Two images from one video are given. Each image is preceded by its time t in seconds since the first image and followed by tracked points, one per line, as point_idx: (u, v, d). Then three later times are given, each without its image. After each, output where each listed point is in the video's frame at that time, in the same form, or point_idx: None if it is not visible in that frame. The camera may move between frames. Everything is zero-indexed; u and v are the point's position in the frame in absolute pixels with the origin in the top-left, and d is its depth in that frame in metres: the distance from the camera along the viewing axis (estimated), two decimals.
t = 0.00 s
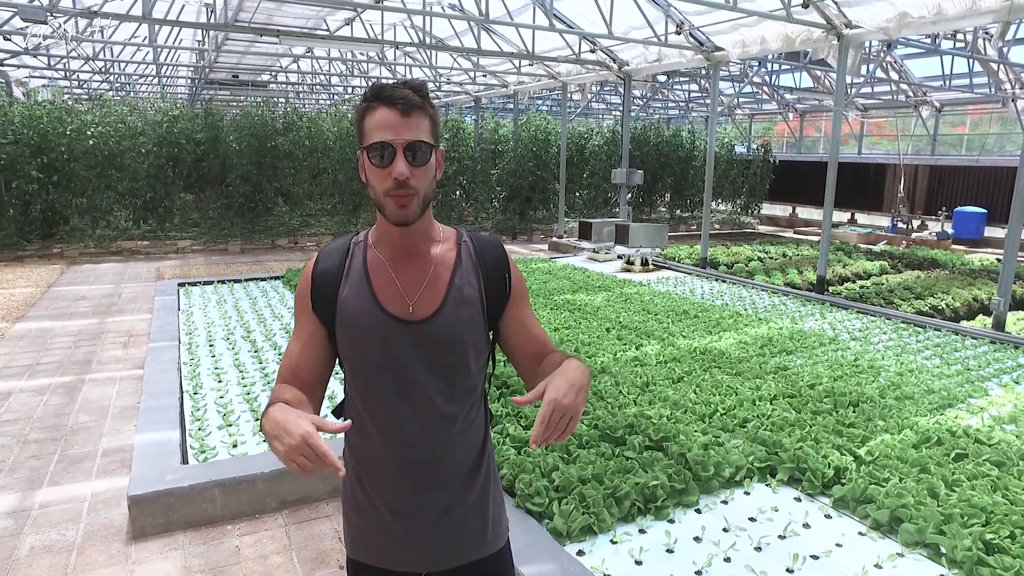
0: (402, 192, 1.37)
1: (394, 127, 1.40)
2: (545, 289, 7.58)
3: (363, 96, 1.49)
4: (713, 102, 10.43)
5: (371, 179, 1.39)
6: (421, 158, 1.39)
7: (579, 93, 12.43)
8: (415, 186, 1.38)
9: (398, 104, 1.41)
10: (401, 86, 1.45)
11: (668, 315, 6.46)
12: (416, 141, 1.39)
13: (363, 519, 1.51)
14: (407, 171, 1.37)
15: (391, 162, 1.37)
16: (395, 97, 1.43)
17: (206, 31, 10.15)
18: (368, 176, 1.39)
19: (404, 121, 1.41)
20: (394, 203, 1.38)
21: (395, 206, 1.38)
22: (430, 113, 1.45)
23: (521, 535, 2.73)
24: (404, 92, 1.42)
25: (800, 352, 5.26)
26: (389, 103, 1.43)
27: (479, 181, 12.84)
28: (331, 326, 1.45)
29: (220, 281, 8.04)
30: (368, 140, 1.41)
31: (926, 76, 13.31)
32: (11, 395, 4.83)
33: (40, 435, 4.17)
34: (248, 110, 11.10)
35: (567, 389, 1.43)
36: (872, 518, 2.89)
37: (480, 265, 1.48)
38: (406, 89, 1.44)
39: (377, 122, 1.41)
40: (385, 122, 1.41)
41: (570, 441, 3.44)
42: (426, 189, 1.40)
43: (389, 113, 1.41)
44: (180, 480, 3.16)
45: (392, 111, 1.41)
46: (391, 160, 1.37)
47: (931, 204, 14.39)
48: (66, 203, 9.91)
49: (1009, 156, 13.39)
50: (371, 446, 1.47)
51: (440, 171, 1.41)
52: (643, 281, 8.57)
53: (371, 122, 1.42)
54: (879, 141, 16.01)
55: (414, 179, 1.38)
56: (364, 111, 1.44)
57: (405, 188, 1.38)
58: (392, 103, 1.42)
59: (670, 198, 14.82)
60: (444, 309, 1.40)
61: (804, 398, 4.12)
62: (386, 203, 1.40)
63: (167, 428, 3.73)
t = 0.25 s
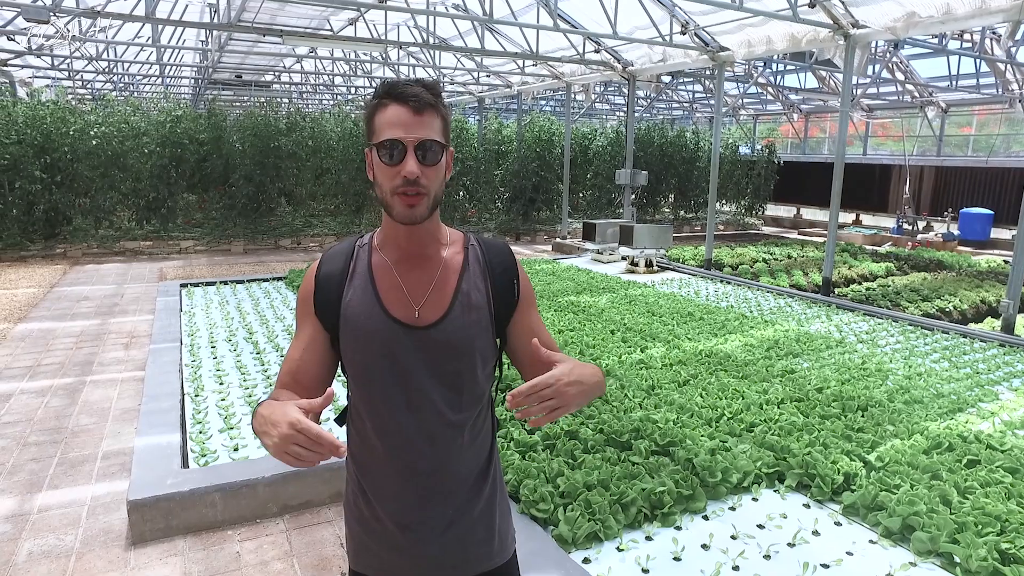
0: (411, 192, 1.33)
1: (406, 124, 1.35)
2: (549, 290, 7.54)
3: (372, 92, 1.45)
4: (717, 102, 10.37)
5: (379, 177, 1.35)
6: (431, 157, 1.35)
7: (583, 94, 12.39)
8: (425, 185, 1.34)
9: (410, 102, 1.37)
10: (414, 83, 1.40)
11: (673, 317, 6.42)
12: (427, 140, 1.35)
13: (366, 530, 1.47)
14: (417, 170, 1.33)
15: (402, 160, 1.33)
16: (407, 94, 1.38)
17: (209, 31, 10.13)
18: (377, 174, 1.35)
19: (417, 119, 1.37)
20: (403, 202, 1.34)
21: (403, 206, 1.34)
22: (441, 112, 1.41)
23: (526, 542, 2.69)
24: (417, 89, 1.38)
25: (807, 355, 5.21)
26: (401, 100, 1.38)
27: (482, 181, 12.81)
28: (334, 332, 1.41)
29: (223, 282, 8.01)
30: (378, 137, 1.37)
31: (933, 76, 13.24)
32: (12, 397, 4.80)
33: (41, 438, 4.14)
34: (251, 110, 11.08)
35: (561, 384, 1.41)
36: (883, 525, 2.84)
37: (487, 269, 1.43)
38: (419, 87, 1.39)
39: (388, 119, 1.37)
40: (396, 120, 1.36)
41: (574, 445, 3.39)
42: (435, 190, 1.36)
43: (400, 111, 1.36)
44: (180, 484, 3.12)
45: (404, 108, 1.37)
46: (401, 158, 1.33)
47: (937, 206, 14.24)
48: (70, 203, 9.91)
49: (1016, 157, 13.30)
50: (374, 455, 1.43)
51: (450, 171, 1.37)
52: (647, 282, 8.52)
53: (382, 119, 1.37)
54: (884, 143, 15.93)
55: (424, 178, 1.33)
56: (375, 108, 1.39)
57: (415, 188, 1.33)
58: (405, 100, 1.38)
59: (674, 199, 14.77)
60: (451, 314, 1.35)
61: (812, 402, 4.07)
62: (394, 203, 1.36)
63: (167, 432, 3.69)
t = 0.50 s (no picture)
0: (416, 193, 1.27)
1: (413, 122, 1.29)
2: (552, 291, 7.50)
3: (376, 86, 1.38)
4: (721, 102, 10.31)
5: (384, 176, 1.29)
6: (439, 157, 1.29)
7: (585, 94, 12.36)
8: (431, 186, 1.28)
9: (416, 99, 1.31)
10: (421, 78, 1.34)
11: (676, 319, 6.37)
12: (435, 140, 1.29)
13: (367, 539, 1.43)
14: (424, 171, 1.27)
15: (407, 160, 1.27)
16: (414, 90, 1.31)
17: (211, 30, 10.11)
18: (381, 174, 1.29)
19: (424, 117, 1.30)
20: (408, 203, 1.28)
21: (408, 207, 1.28)
22: (448, 109, 1.35)
23: (528, 547, 2.65)
24: (424, 84, 1.31)
25: (812, 356, 5.17)
26: (409, 97, 1.32)
27: (485, 181, 12.78)
28: (333, 335, 1.37)
29: (224, 282, 7.98)
30: (382, 135, 1.30)
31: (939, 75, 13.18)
32: (11, 398, 4.78)
33: (40, 439, 4.11)
34: (253, 111, 11.06)
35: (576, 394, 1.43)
36: (891, 531, 2.79)
37: (490, 270, 1.39)
38: (426, 83, 1.33)
39: (393, 116, 1.30)
40: (402, 117, 1.30)
41: (577, 449, 3.35)
42: (442, 190, 1.30)
43: (407, 108, 1.30)
44: (179, 487, 3.08)
45: (411, 106, 1.31)
46: (407, 158, 1.27)
47: (941, 207, 14.16)
48: (72, 203, 9.89)
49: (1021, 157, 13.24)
50: (374, 461, 1.39)
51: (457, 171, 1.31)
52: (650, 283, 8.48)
53: (386, 116, 1.31)
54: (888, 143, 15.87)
55: (431, 179, 1.27)
56: (380, 103, 1.33)
57: (421, 189, 1.28)
58: (412, 97, 1.31)
59: (677, 199, 14.72)
60: (453, 316, 1.31)
61: (817, 405, 4.02)
62: (398, 203, 1.30)
63: (166, 433, 3.66)
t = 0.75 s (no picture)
0: (409, 193, 1.24)
1: (405, 120, 1.26)
2: (553, 291, 7.49)
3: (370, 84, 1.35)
4: (724, 102, 10.27)
5: (375, 175, 1.26)
6: (432, 157, 1.26)
7: (587, 94, 12.33)
8: (424, 186, 1.25)
9: (409, 97, 1.28)
10: (415, 75, 1.31)
11: (678, 319, 6.34)
12: (427, 139, 1.26)
13: (359, 544, 1.40)
14: (417, 170, 1.24)
15: (400, 159, 1.24)
16: (407, 88, 1.28)
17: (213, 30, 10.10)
18: (372, 174, 1.26)
19: (417, 116, 1.27)
20: (400, 204, 1.25)
21: (400, 207, 1.26)
22: (442, 108, 1.32)
23: (526, 551, 2.62)
24: (418, 83, 1.28)
25: (814, 357, 5.13)
26: (401, 95, 1.29)
27: (487, 181, 12.78)
28: (323, 337, 1.34)
29: (224, 282, 7.97)
30: (375, 134, 1.27)
31: (943, 75, 13.12)
32: (10, 398, 4.77)
33: (37, 440, 4.09)
34: (254, 111, 11.06)
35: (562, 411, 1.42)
36: (894, 535, 2.76)
37: (484, 271, 1.36)
38: (419, 80, 1.30)
39: (386, 114, 1.27)
40: (394, 116, 1.27)
41: (577, 450, 3.32)
42: (434, 190, 1.28)
43: (399, 106, 1.27)
44: (175, 488, 3.06)
45: (404, 104, 1.28)
46: (399, 157, 1.24)
47: (946, 206, 13.98)
48: (74, 203, 9.90)
49: None
50: (365, 466, 1.36)
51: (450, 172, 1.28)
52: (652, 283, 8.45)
53: (378, 114, 1.28)
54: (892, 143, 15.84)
55: (423, 179, 1.25)
56: (371, 101, 1.30)
57: (413, 189, 1.25)
58: (405, 95, 1.28)
59: (679, 200, 14.68)
60: (445, 319, 1.28)
61: (820, 406, 3.98)
62: (390, 204, 1.27)
63: (164, 434, 3.64)
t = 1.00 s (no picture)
0: (390, 195, 1.22)
1: (387, 121, 1.24)
2: (555, 291, 7.46)
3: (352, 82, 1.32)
4: (727, 102, 10.23)
5: (356, 176, 1.23)
6: (414, 158, 1.24)
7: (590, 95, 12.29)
8: (406, 188, 1.23)
9: (391, 96, 1.25)
10: (398, 74, 1.28)
11: (680, 320, 6.30)
12: (410, 140, 1.24)
13: (341, 547, 1.38)
14: (398, 172, 1.21)
15: (382, 160, 1.22)
16: (389, 87, 1.26)
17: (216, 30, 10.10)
18: (354, 175, 1.23)
19: (400, 116, 1.25)
20: (381, 206, 1.23)
21: (381, 209, 1.23)
22: (425, 107, 1.29)
23: (521, 554, 2.59)
24: (401, 81, 1.26)
25: (817, 359, 5.08)
26: (384, 95, 1.26)
27: (490, 182, 12.77)
28: (304, 340, 1.32)
29: (226, 282, 7.96)
30: (356, 134, 1.25)
31: (951, 73, 12.98)
32: (9, 397, 4.78)
33: (34, 439, 4.09)
34: (257, 111, 11.06)
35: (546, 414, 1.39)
36: (895, 541, 2.72)
37: (468, 271, 1.33)
38: (402, 79, 1.27)
39: (367, 114, 1.25)
40: (376, 116, 1.24)
41: (575, 453, 3.29)
42: (416, 192, 1.25)
43: (381, 105, 1.25)
44: (169, 489, 3.04)
45: (386, 104, 1.25)
46: (381, 158, 1.22)
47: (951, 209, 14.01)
48: (77, 203, 9.93)
49: None
50: (346, 468, 1.34)
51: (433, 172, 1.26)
52: (654, 284, 8.42)
53: (360, 114, 1.25)
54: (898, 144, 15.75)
55: (405, 180, 1.22)
56: (353, 101, 1.27)
57: (395, 190, 1.22)
58: (387, 95, 1.25)
59: (683, 200, 14.62)
60: (427, 321, 1.25)
61: (821, 409, 3.94)
62: (371, 205, 1.24)
63: (160, 434, 3.63)
